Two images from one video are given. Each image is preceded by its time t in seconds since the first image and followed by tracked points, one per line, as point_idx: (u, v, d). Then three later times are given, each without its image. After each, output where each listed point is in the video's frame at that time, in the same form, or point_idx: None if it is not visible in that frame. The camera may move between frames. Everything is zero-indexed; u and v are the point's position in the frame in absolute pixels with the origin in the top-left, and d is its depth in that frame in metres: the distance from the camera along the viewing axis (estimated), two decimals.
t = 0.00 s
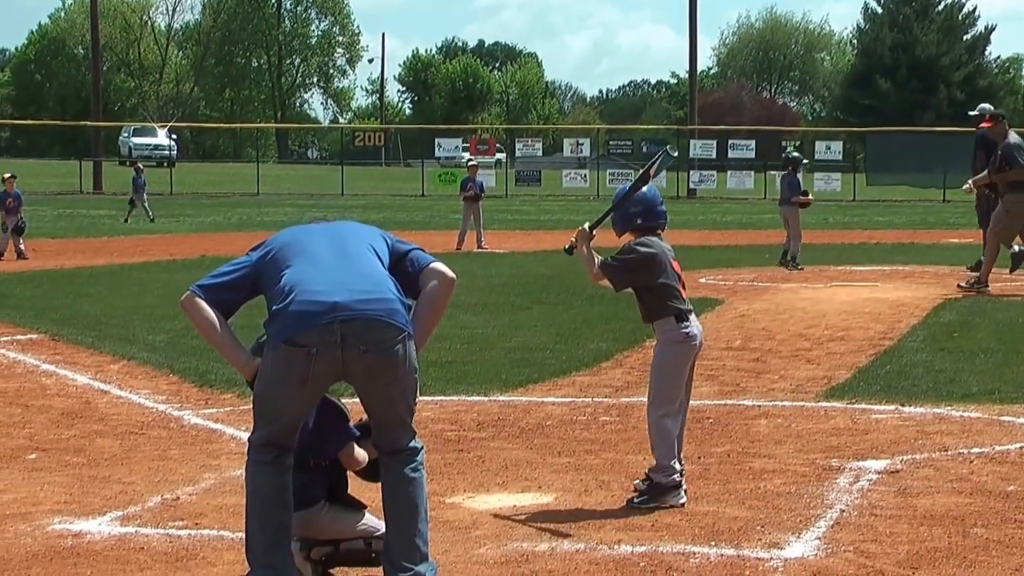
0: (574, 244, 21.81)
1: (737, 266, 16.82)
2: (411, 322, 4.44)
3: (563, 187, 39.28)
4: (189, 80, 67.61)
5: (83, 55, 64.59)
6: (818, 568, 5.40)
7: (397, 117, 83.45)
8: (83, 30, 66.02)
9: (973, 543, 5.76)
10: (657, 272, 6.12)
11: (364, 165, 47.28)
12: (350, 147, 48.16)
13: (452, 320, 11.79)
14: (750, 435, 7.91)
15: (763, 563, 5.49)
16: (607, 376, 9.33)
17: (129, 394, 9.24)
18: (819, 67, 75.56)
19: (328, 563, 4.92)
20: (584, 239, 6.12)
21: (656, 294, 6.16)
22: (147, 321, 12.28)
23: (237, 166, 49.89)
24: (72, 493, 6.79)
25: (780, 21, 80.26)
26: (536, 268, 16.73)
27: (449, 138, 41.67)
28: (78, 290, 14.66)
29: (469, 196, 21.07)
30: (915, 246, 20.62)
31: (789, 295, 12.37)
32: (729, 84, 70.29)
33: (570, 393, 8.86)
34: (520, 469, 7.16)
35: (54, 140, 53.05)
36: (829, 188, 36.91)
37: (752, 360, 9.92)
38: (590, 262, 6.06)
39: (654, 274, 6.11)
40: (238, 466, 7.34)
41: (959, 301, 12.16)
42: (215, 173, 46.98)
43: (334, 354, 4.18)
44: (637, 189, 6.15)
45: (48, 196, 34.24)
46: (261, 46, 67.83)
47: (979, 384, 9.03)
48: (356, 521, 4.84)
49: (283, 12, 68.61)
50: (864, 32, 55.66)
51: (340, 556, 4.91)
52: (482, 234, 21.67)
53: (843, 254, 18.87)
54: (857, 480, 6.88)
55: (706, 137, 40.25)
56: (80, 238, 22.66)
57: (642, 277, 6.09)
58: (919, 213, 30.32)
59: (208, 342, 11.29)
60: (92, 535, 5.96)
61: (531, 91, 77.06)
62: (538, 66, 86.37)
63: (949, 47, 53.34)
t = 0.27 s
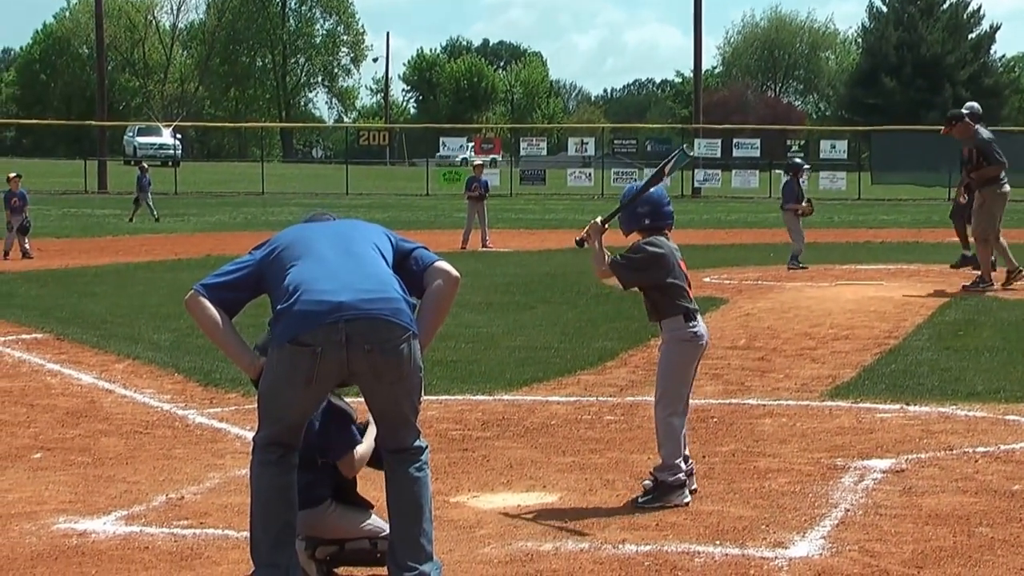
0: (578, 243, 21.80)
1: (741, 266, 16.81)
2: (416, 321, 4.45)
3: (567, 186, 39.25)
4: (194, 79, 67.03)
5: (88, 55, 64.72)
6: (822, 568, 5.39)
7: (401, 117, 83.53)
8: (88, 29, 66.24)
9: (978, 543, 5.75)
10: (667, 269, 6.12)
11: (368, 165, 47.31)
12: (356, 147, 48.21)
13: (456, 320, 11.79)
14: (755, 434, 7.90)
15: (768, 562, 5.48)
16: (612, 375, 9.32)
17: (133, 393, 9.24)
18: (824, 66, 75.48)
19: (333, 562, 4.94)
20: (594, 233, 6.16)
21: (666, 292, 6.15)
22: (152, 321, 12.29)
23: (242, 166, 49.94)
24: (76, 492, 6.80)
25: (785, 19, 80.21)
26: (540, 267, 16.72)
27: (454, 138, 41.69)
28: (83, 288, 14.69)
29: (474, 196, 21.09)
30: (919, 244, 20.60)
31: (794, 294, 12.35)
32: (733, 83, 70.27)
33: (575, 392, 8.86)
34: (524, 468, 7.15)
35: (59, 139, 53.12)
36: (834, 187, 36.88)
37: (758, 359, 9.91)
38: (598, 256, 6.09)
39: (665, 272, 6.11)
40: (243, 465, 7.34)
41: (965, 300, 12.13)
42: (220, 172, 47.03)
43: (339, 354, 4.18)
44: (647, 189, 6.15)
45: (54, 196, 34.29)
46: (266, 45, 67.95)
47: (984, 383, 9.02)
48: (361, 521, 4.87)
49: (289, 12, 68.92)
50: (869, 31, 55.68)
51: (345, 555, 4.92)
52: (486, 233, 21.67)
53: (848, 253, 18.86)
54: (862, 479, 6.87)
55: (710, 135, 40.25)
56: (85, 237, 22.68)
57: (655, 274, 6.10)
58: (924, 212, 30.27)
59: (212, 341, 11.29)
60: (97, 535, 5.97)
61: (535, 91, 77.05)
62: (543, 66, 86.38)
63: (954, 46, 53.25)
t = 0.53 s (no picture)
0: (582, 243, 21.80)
1: (745, 265, 16.80)
2: (420, 320, 4.45)
3: (572, 186, 39.23)
4: (198, 79, 67.84)
5: (93, 55, 64.55)
6: (827, 568, 5.38)
7: (406, 116, 83.50)
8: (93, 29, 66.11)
9: (982, 542, 5.75)
10: (671, 268, 6.12)
11: (372, 164, 47.28)
12: (360, 147, 48.19)
13: (460, 319, 11.78)
14: (758, 433, 7.90)
15: (772, 562, 5.48)
16: (616, 375, 9.32)
17: (138, 393, 9.25)
18: (829, 65, 75.35)
19: (336, 562, 4.95)
20: (598, 230, 6.18)
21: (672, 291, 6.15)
22: (156, 320, 12.29)
23: (246, 165, 49.93)
24: (81, 492, 6.80)
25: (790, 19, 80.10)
26: (544, 267, 16.70)
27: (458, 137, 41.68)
28: (87, 288, 14.70)
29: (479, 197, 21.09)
30: (924, 244, 20.56)
31: (798, 294, 12.34)
32: (737, 83, 70.17)
33: (579, 392, 8.85)
34: (528, 468, 7.16)
35: (63, 139, 53.11)
36: (838, 186, 36.89)
37: (762, 359, 9.90)
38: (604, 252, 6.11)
39: (670, 271, 6.11)
40: (247, 465, 7.34)
41: (969, 299, 12.12)
42: (225, 172, 47.03)
43: (343, 354, 4.18)
44: (652, 189, 6.14)
45: (58, 196, 34.28)
46: (270, 45, 67.94)
47: (988, 382, 9.02)
48: (363, 521, 4.88)
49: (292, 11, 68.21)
50: (873, 30, 55.61)
51: (347, 555, 4.94)
52: (490, 232, 21.67)
53: (852, 253, 18.84)
54: (866, 479, 6.87)
55: (715, 135, 40.21)
56: (89, 237, 22.70)
57: (660, 273, 6.10)
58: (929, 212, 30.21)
59: (216, 340, 11.29)
60: (102, 534, 5.97)
61: (540, 90, 76.97)
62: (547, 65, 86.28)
63: (958, 45, 53.16)
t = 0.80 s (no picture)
0: (586, 243, 21.80)
1: (750, 266, 16.78)
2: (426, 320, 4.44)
3: (577, 186, 39.21)
4: (202, 79, 67.38)
5: (97, 55, 64.51)
6: (833, 568, 5.37)
7: (410, 116, 83.50)
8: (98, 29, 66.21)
9: (989, 543, 5.73)
10: (680, 263, 6.12)
11: (377, 164, 47.28)
12: (365, 146, 48.20)
13: (465, 320, 11.78)
14: (764, 434, 7.88)
15: (778, 563, 5.46)
16: (621, 375, 9.31)
17: (142, 393, 9.25)
18: (834, 65, 75.30)
19: (340, 563, 4.96)
20: (602, 225, 6.17)
21: (682, 288, 6.14)
22: (161, 320, 12.29)
23: (251, 165, 49.92)
24: (85, 493, 6.79)
25: (795, 18, 80.03)
26: (550, 267, 16.68)
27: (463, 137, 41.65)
28: (92, 288, 14.69)
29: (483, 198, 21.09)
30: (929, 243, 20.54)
31: (804, 293, 12.32)
32: (742, 82, 70.13)
33: (584, 392, 8.84)
34: (533, 468, 7.14)
35: (68, 138, 53.12)
36: (843, 186, 36.86)
37: (767, 359, 9.89)
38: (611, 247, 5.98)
39: (679, 267, 6.10)
40: (251, 465, 7.34)
41: (973, 299, 12.09)
42: (230, 172, 47.05)
43: (350, 359, 4.18)
44: (656, 189, 6.14)
45: (63, 196, 34.28)
46: (275, 44, 67.97)
47: (995, 382, 9.00)
48: (364, 519, 4.88)
49: (296, 11, 68.71)
50: (878, 30, 55.56)
51: (350, 554, 4.94)
52: (495, 232, 21.67)
53: (858, 252, 18.82)
54: (871, 479, 6.85)
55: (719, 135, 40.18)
56: (94, 237, 22.71)
57: (671, 268, 6.09)
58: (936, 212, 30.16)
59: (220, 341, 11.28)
60: (106, 535, 5.97)
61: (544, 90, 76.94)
62: (551, 65, 86.23)
63: (963, 45, 53.09)
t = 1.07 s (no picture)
0: (592, 242, 21.79)
1: (755, 264, 16.77)
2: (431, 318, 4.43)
3: (582, 184, 39.20)
4: (208, 77, 67.95)
5: (102, 54, 64.58)
6: (839, 567, 5.36)
7: (415, 114, 83.53)
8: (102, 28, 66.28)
9: (995, 542, 5.73)
10: (685, 262, 6.12)
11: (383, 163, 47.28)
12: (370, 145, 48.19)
13: (471, 319, 11.78)
14: (770, 433, 7.87)
15: (783, 562, 5.45)
16: (626, 373, 9.30)
17: (147, 392, 9.26)
18: (839, 63, 75.17)
19: (345, 561, 4.95)
20: (607, 222, 6.16)
21: (689, 287, 6.13)
22: (167, 319, 12.29)
23: (256, 164, 49.97)
24: (91, 491, 6.80)
25: (800, 17, 79.88)
26: (555, 266, 16.67)
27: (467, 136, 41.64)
28: (97, 287, 14.72)
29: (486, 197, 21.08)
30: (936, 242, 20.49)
31: (809, 292, 12.31)
32: (748, 81, 70.03)
33: (589, 391, 8.84)
34: (538, 467, 7.14)
35: (74, 137, 53.20)
36: (848, 184, 36.74)
37: (773, 357, 9.88)
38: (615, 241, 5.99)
39: (684, 264, 6.10)
40: (257, 464, 7.34)
41: (979, 298, 12.07)
42: (235, 170, 47.07)
43: (357, 357, 4.18)
44: (663, 189, 6.14)
45: (68, 195, 34.32)
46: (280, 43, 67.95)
47: (1000, 381, 8.98)
48: (368, 517, 4.88)
49: (301, 9, 68.24)
50: (884, 28, 55.45)
51: (354, 553, 4.94)
52: (500, 231, 21.66)
53: (863, 251, 18.79)
54: (877, 478, 6.85)
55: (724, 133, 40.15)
56: (100, 236, 22.74)
57: (676, 266, 6.09)
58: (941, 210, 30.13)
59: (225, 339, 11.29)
60: (111, 533, 5.97)
61: (549, 88, 76.89)
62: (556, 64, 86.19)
63: (969, 43, 52.98)
